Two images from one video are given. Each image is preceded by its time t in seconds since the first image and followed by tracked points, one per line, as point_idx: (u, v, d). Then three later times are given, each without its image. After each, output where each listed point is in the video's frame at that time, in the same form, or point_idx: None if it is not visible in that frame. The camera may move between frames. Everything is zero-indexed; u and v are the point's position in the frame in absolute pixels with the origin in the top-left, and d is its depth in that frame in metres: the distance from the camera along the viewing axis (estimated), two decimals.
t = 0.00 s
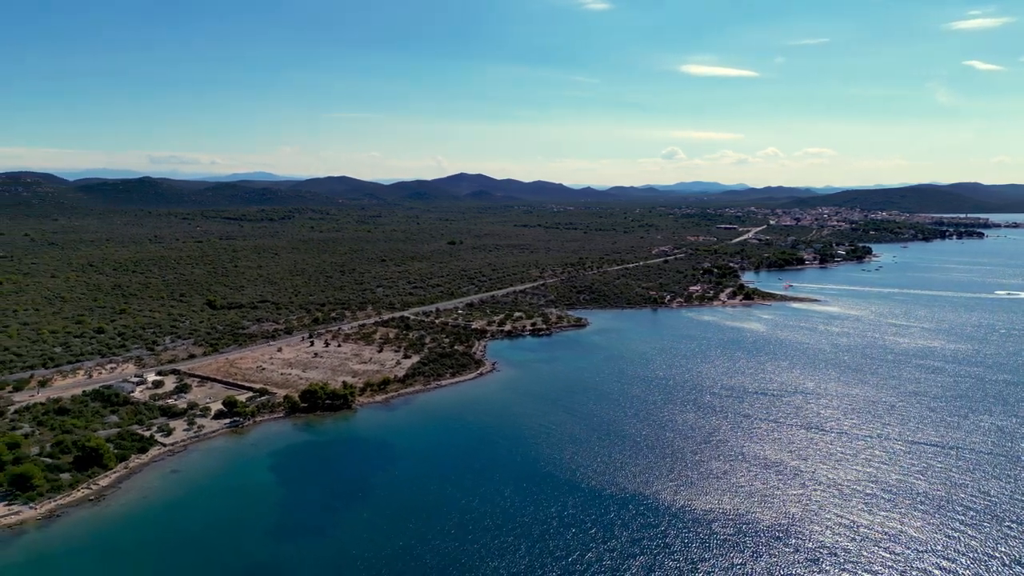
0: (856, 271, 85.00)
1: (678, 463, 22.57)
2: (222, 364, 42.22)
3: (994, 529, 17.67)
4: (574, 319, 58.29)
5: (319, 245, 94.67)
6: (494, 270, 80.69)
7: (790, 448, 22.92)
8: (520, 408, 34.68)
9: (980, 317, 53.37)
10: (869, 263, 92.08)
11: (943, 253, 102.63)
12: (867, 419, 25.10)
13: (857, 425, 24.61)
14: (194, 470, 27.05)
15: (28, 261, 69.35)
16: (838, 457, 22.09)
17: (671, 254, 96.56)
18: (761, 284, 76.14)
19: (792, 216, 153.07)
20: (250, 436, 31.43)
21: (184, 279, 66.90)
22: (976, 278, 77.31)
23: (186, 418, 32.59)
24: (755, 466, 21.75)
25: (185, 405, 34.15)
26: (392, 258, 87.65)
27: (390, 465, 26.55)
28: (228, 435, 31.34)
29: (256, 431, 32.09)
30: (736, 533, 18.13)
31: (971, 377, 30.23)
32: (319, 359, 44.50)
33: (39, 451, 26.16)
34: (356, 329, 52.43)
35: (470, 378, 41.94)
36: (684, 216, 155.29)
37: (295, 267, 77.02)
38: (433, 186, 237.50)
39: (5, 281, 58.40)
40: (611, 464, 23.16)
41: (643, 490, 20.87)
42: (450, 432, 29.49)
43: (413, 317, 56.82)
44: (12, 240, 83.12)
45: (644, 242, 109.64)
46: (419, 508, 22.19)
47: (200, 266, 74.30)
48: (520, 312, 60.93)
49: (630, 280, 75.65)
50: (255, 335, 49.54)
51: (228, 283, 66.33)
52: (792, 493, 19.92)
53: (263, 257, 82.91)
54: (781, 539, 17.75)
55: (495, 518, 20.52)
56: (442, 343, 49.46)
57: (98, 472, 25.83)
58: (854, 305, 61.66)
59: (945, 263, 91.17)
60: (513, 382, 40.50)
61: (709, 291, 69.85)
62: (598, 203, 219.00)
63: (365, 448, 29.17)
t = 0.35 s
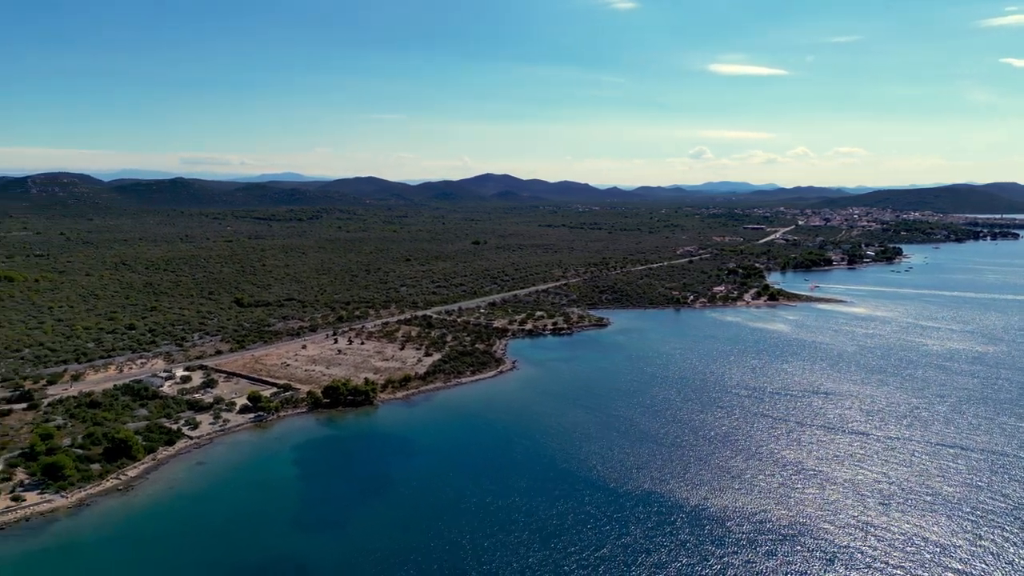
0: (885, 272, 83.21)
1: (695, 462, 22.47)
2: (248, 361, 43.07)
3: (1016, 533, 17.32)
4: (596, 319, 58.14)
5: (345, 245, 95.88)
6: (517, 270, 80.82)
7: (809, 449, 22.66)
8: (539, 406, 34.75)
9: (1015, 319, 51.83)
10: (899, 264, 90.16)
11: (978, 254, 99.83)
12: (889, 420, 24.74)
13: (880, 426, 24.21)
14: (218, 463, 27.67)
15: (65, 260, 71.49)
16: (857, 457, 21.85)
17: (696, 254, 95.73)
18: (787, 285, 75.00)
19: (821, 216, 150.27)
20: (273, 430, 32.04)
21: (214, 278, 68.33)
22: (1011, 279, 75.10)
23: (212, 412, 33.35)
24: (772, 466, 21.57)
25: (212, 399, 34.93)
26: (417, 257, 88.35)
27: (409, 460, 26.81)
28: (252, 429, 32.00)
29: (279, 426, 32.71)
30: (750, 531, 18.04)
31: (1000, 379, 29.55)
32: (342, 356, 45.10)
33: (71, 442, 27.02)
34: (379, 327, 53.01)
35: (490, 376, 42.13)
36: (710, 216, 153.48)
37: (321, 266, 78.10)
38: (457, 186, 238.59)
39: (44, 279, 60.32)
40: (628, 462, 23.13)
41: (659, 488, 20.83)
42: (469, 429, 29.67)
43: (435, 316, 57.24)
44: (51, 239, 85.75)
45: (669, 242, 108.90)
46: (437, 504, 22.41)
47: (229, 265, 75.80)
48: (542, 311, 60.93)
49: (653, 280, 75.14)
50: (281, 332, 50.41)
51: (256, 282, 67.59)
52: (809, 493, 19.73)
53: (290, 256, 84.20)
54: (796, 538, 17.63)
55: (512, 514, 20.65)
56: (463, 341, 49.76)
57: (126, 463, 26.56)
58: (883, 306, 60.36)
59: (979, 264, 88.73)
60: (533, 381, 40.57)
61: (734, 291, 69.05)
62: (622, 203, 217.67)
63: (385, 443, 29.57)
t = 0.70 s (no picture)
0: (921, 273, 81.07)
1: (714, 461, 22.37)
2: (277, 357, 43.97)
3: None
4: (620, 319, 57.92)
5: (374, 245, 97.08)
6: (543, 270, 80.84)
7: (832, 449, 22.41)
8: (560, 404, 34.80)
9: None
10: (936, 266, 87.70)
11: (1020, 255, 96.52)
12: (916, 422, 24.29)
13: (906, 429, 23.81)
14: (245, 456, 28.36)
15: (104, 258, 73.80)
16: (881, 459, 21.56)
17: (725, 254, 94.53)
18: (817, 286, 73.67)
19: (855, 217, 146.97)
20: (299, 424, 32.75)
21: (246, 276, 69.87)
22: None
23: (241, 406, 34.14)
24: (794, 466, 21.39)
25: (241, 394, 35.80)
26: (444, 257, 88.99)
27: (430, 456, 27.14)
28: (279, 423, 32.69)
29: (305, 420, 33.36)
30: (768, 530, 17.97)
31: None
32: (368, 353, 45.74)
33: (106, 434, 27.94)
34: (405, 325, 53.62)
35: (513, 374, 42.30)
36: (741, 216, 151.26)
37: (351, 266, 79.22)
38: (485, 185, 239.32)
39: (85, 277, 62.38)
40: (647, 460, 23.11)
41: (677, 485, 20.82)
42: (489, 426, 29.86)
43: (460, 315, 57.65)
44: (91, 238, 88.51)
45: (698, 243, 107.77)
46: (456, 499, 22.66)
47: (261, 264, 77.31)
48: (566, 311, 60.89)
49: (680, 281, 74.45)
50: (309, 329, 51.35)
51: (286, 280, 68.88)
52: (828, 494, 19.57)
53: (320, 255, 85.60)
54: (814, 538, 17.53)
55: (529, 509, 20.79)
56: (487, 339, 50.03)
57: (157, 454, 27.38)
58: (916, 308, 58.90)
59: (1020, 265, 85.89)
60: (555, 380, 40.65)
61: (762, 292, 68.04)
62: (650, 203, 215.80)
63: (407, 439, 29.95)
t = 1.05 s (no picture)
0: (965, 275, 78.41)
1: (741, 460, 22.25)
2: (310, 353, 44.96)
3: None
4: (651, 319, 57.52)
5: (407, 244, 98.28)
6: (574, 270, 80.72)
7: (861, 453, 22.10)
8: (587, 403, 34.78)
9: None
10: (982, 267, 84.66)
11: None
12: (951, 428, 23.77)
13: (940, 434, 23.32)
14: (278, 448, 29.15)
15: (147, 256, 76.32)
16: (912, 464, 21.21)
17: (760, 255, 92.91)
18: (855, 287, 71.90)
19: (897, 218, 142.74)
20: (331, 418, 33.49)
21: (283, 274, 71.55)
22: None
23: (275, 400, 35.04)
24: (822, 468, 21.17)
25: (275, 388, 36.73)
26: (476, 256, 89.57)
27: (456, 452, 27.46)
28: (311, 417, 33.45)
29: (337, 414, 34.11)
30: (792, 530, 17.87)
31: None
32: (399, 350, 46.42)
33: (146, 425, 28.99)
34: (436, 323, 54.22)
35: (541, 372, 42.44)
36: (778, 216, 148.38)
37: (384, 265, 80.36)
38: (517, 185, 239.70)
39: (129, 274, 64.67)
40: (672, 459, 23.07)
41: (702, 484, 20.78)
42: (515, 423, 30.07)
43: (490, 314, 58.00)
44: (136, 237, 91.66)
45: (733, 243, 106.13)
46: (481, 494, 22.94)
47: (297, 262, 78.97)
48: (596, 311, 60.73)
49: (713, 281, 73.48)
50: (342, 326, 52.34)
51: (321, 279, 70.28)
52: (856, 497, 19.35)
53: (355, 254, 87.09)
54: (839, 539, 17.39)
55: (552, 505, 20.97)
56: (516, 338, 50.27)
57: (194, 445, 28.32)
58: (958, 310, 57.06)
59: None
60: (583, 378, 40.67)
61: (797, 293, 66.72)
62: (683, 203, 213.20)
63: (435, 435, 30.39)
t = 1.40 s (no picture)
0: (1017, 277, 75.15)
1: (770, 461, 22.02)
2: (346, 350, 45.87)
3: None
4: (685, 320, 56.82)
5: (443, 244, 99.23)
6: (608, 270, 80.30)
7: (895, 457, 21.68)
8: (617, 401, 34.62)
9: None
10: None
11: None
12: (992, 434, 23.07)
13: (979, 440, 22.70)
14: (312, 441, 29.89)
15: (192, 255, 78.86)
16: (948, 470, 20.75)
17: (800, 256, 90.85)
18: (898, 289, 69.66)
19: (946, 218, 137.46)
20: (364, 413, 34.21)
21: (322, 273, 73.18)
22: None
23: (310, 395, 35.91)
24: (853, 471, 20.89)
25: (311, 383, 37.64)
26: (511, 256, 89.90)
27: (483, 448, 27.72)
28: (345, 411, 34.24)
29: (370, 409, 34.82)
30: (819, 532, 17.76)
31: None
32: (432, 348, 46.99)
33: (186, 417, 30.08)
34: (469, 322, 54.69)
35: (572, 372, 42.41)
36: (820, 216, 144.58)
37: (420, 264, 81.34)
38: (553, 185, 239.30)
39: (174, 272, 66.96)
40: (700, 458, 22.95)
41: (729, 484, 20.68)
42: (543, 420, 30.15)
43: (523, 313, 58.20)
44: (182, 236, 94.74)
45: (772, 244, 104.06)
46: (506, 490, 23.18)
47: (335, 261, 80.56)
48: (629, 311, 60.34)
49: (750, 282, 72.19)
50: (377, 324, 53.24)
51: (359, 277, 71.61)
52: (886, 500, 19.09)
53: (392, 254, 88.39)
54: (868, 542, 17.19)
55: (576, 503, 21.08)
56: (548, 337, 50.33)
57: (232, 437, 29.26)
58: (1007, 314, 54.80)
59: None
60: (614, 378, 40.54)
61: (836, 295, 65.06)
62: (721, 203, 209.57)
63: (464, 432, 30.72)
